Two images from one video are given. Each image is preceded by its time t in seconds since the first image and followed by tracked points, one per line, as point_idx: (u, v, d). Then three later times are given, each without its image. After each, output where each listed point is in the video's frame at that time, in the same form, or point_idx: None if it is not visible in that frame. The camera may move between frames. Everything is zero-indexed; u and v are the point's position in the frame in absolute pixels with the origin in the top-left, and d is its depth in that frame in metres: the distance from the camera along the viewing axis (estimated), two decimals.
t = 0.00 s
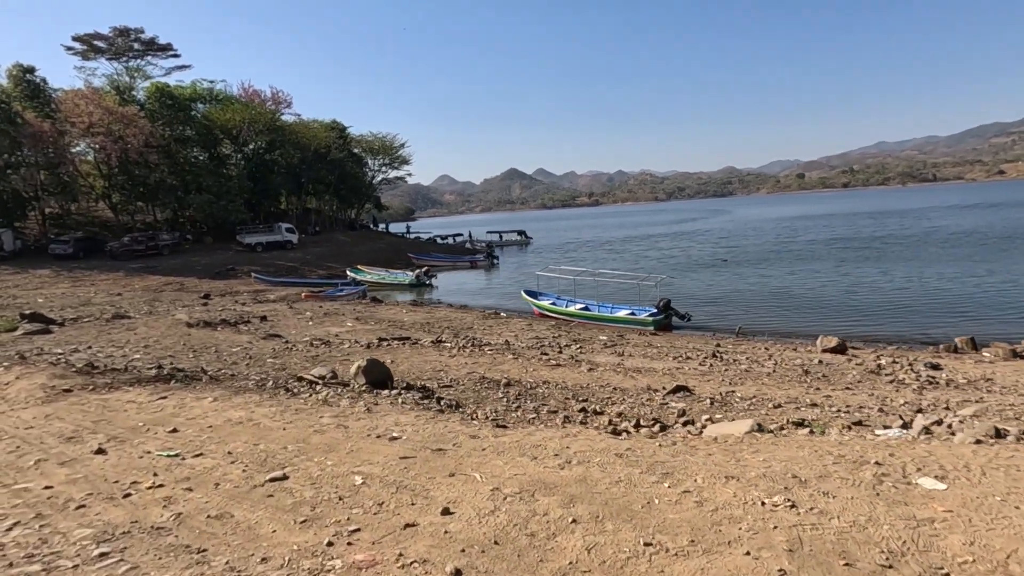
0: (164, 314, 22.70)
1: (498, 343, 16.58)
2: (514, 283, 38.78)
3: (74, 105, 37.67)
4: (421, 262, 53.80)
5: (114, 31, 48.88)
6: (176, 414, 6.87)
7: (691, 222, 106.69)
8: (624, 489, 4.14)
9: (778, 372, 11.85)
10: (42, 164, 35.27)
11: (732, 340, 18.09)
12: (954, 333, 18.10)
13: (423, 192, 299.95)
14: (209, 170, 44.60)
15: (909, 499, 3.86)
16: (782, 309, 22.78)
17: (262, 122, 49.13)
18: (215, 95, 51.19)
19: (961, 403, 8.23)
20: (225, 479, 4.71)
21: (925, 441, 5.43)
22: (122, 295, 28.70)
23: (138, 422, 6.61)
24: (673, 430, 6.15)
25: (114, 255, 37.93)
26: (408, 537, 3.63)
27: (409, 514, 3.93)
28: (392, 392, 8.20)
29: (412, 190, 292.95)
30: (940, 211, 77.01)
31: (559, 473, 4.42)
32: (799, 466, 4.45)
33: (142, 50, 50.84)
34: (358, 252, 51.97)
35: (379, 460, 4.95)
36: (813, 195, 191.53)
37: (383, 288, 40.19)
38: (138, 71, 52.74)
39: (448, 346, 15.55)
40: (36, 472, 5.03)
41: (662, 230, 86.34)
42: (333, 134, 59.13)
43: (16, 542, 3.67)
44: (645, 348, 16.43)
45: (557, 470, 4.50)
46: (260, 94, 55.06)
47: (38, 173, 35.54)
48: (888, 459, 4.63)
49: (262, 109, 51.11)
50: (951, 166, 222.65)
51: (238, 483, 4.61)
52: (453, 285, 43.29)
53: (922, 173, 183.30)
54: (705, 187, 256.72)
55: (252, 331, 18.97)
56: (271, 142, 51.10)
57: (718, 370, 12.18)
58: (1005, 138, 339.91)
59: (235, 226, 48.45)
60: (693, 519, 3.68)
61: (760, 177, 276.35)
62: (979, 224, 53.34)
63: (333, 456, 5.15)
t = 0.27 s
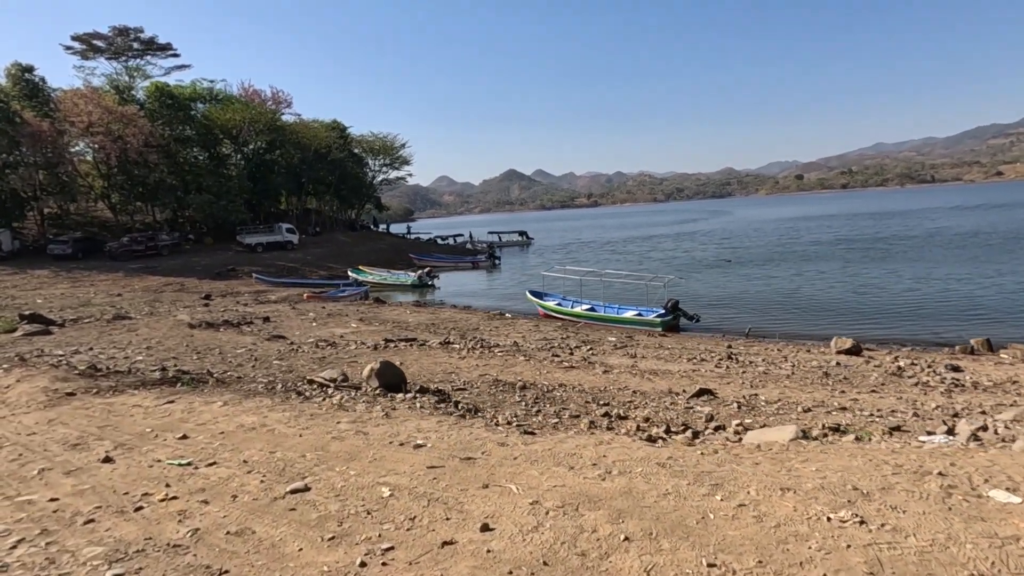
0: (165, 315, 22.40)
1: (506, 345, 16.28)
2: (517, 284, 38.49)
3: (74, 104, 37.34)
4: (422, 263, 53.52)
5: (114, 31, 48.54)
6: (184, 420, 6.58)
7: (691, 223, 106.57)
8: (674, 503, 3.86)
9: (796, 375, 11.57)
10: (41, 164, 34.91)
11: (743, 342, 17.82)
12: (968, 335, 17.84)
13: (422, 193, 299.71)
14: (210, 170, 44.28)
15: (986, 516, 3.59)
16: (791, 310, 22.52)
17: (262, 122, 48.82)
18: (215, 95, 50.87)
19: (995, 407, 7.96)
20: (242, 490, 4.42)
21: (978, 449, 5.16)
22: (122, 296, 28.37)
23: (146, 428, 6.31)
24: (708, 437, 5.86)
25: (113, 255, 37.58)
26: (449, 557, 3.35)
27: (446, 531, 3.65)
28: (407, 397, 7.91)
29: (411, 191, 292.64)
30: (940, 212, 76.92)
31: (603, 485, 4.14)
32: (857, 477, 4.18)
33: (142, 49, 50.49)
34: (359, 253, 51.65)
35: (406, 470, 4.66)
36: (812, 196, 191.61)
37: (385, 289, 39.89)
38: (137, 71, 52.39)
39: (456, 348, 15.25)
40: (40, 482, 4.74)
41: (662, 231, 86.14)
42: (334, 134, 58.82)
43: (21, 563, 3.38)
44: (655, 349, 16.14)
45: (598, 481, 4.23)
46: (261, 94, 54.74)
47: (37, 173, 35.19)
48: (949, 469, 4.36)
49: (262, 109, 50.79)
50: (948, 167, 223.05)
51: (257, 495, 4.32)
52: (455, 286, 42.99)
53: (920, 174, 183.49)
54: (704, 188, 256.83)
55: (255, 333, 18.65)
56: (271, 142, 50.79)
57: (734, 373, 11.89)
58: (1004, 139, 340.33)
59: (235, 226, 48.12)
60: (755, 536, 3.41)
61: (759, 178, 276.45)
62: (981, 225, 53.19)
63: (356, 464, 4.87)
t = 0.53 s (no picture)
0: (168, 317, 22.14)
1: (515, 348, 16.02)
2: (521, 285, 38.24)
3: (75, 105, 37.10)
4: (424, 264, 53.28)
5: (115, 31, 48.31)
6: (195, 427, 6.32)
7: (692, 224, 106.39)
8: (730, 521, 3.63)
9: (817, 380, 11.31)
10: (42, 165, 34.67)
11: (755, 345, 17.57)
12: (982, 338, 17.61)
13: (422, 195, 299.59)
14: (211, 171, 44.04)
15: None
16: (801, 313, 22.30)
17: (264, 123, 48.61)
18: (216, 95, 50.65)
19: None
20: (264, 506, 4.18)
21: None
22: (123, 297, 28.07)
23: (158, 437, 6.07)
24: (746, 447, 5.61)
25: (114, 256, 37.32)
26: None
27: (489, 554, 3.40)
28: (425, 402, 7.67)
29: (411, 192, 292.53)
30: (943, 214, 76.80)
31: (652, 502, 3.91)
32: (921, 492, 3.95)
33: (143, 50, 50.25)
34: (361, 254, 51.39)
35: (437, 483, 4.42)
36: (812, 198, 191.54)
37: (388, 290, 39.63)
38: (138, 72, 52.16)
39: (465, 351, 15.01)
40: (50, 495, 4.49)
41: (665, 233, 85.91)
42: (336, 135, 58.59)
43: None
44: (668, 352, 15.90)
45: (646, 497, 3.98)
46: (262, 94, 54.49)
47: (37, 174, 34.96)
48: (1017, 484, 4.11)
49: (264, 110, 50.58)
50: (948, 169, 223.06)
51: (280, 511, 4.07)
52: (458, 288, 42.73)
53: (919, 176, 183.43)
54: (704, 190, 256.68)
55: (260, 335, 18.42)
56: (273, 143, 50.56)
57: (753, 377, 11.65)
58: (1003, 141, 340.66)
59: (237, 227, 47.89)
60: (826, 559, 3.19)
61: (759, 180, 276.18)
62: (986, 227, 53.03)
63: (383, 477, 4.62)
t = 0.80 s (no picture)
0: (166, 323, 21.77)
1: (522, 354, 15.75)
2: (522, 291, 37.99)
3: (71, 109, 36.77)
4: (423, 269, 53.01)
5: (111, 36, 48.05)
6: (203, 440, 6.04)
7: (690, 229, 106.40)
8: (792, 545, 3.38)
9: (834, 386, 11.09)
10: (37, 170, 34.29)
11: (763, 350, 17.37)
12: (991, 343, 17.45)
13: (419, 200, 299.31)
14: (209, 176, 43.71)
15: None
16: (807, 317, 22.12)
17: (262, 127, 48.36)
18: (214, 100, 50.38)
19: None
20: (285, 527, 3.91)
21: None
22: (120, 303, 27.71)
23: (165, 451, 5.79)
24: (784, 460, 5.37)
25: (110, 262, 36.93)
26: None
27: None
28: (439, 412, 7.40)
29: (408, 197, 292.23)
30: (939, 218, 77.01)
31: (703, 522, 3.66)
32: (989, 511, 3.72)
33: (140, 55, 49.99)
34: (360, 259, 51.08)
35: (468, 502, 4.15)
36: (807, 202, 192.16)
37: (388, 295, 39.32)
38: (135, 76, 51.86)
39: (472, 357, 14.74)
40: (53, 517, 4.21)
41: (663, 237, 85.85)
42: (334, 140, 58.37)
43: None
44: (677, 358, 15.67)
45: (696, 517, 3.73)
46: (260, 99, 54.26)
47: (33, 179, 34.58)
48: None
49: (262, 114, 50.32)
50: (942, 174, 224.35)
51: (301, 535, 3.80)
52: (458, 293, 42.46)
53: (914, 180, 184.34)
54: (700, 194, 257.35)
55: (261, 341, 18.11)
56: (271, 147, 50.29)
57: (768, 383, 11.43)
58: (995, 146, 343.48)
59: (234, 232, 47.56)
60: None
61: (754, 185, 277.01)
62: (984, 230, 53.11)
63: (408, 495, 4.35)
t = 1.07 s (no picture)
0: (162, 328, 21.37)
1: (527, 360, 15.51)
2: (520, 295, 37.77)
3: (64, 112, 36.32)
4: (420, 273, 52.73)
5: (106, 39, 47.63)
6: (209, 454, 5.76)
7: (685, 233, 106.52)
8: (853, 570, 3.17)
9: (848, 393, 10.91)
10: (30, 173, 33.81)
11: (769, 356, 17.21)
12: (997, 348, 17.38)
13: (413, 204, 298.80)
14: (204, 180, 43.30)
15: None
16: (810, 322, 22.01)
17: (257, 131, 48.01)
18: (209, 103, 50.00)
19: None
20: (306, 550, 3.67)
21: None
22: (114, 308, 27.28)
23: (170, 465, 5.51)
24: (820, 472, 5.16)
25: (104, 266, 36.44)
26: None
27: None
28: (453, 422, 7.15)
29: (403, 202, 291.70)
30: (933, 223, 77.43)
31: (754, 544, 3.45)
32: None
33: (134, 58, 49.58)
34: (356, 264, 50.74)
35: (499, 521, 3.92)
36: (801, 207, 193.12)
37: (385, 300, 39.00)
38: (129, 79, 51.43)
39: (476, 363, 14.49)
40: (53, 539, 3.95)
41: (659, 241, 85.91)
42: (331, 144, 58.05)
43: None
44: (683, 363, 15.46)
45: (744, 539, 3.52)
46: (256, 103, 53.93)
47: (25, 182, 34.10)
48: None
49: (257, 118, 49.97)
50: (933, 179, 226.38)
51: (323, 560, 3.55)
52: (456, 297, 42.18)
53: (906, 185, 185.66)
54: (694, 199, 258.27)
55: (259, 347, 17.78)
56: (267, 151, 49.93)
57: (781, 389, 11.24)
58: (985, 151, 346.96)
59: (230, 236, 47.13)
60: None
61: (748, 189, 278.23)
62: (979, 235, 53.38)
63: (432, 514, 4.11)
